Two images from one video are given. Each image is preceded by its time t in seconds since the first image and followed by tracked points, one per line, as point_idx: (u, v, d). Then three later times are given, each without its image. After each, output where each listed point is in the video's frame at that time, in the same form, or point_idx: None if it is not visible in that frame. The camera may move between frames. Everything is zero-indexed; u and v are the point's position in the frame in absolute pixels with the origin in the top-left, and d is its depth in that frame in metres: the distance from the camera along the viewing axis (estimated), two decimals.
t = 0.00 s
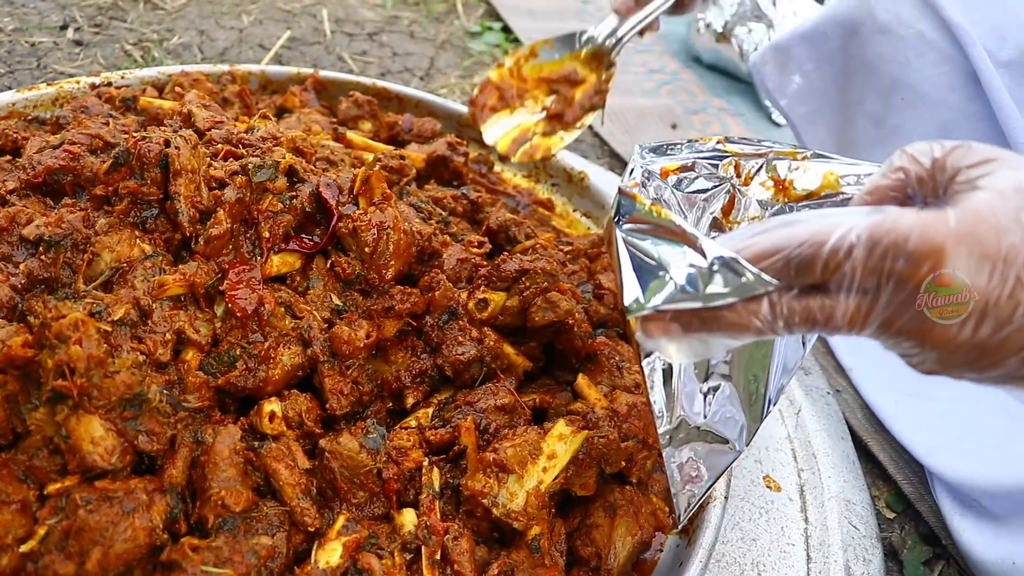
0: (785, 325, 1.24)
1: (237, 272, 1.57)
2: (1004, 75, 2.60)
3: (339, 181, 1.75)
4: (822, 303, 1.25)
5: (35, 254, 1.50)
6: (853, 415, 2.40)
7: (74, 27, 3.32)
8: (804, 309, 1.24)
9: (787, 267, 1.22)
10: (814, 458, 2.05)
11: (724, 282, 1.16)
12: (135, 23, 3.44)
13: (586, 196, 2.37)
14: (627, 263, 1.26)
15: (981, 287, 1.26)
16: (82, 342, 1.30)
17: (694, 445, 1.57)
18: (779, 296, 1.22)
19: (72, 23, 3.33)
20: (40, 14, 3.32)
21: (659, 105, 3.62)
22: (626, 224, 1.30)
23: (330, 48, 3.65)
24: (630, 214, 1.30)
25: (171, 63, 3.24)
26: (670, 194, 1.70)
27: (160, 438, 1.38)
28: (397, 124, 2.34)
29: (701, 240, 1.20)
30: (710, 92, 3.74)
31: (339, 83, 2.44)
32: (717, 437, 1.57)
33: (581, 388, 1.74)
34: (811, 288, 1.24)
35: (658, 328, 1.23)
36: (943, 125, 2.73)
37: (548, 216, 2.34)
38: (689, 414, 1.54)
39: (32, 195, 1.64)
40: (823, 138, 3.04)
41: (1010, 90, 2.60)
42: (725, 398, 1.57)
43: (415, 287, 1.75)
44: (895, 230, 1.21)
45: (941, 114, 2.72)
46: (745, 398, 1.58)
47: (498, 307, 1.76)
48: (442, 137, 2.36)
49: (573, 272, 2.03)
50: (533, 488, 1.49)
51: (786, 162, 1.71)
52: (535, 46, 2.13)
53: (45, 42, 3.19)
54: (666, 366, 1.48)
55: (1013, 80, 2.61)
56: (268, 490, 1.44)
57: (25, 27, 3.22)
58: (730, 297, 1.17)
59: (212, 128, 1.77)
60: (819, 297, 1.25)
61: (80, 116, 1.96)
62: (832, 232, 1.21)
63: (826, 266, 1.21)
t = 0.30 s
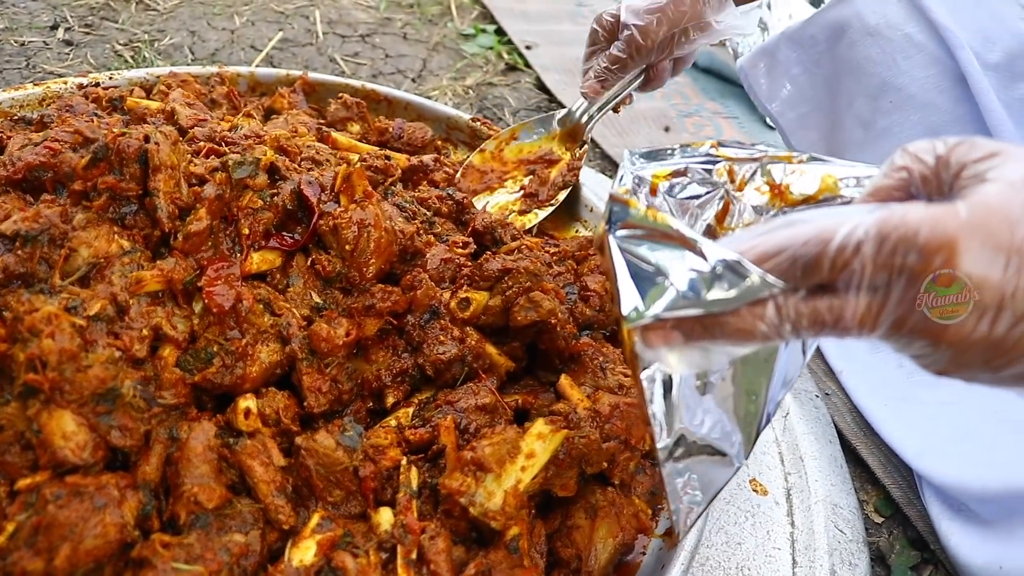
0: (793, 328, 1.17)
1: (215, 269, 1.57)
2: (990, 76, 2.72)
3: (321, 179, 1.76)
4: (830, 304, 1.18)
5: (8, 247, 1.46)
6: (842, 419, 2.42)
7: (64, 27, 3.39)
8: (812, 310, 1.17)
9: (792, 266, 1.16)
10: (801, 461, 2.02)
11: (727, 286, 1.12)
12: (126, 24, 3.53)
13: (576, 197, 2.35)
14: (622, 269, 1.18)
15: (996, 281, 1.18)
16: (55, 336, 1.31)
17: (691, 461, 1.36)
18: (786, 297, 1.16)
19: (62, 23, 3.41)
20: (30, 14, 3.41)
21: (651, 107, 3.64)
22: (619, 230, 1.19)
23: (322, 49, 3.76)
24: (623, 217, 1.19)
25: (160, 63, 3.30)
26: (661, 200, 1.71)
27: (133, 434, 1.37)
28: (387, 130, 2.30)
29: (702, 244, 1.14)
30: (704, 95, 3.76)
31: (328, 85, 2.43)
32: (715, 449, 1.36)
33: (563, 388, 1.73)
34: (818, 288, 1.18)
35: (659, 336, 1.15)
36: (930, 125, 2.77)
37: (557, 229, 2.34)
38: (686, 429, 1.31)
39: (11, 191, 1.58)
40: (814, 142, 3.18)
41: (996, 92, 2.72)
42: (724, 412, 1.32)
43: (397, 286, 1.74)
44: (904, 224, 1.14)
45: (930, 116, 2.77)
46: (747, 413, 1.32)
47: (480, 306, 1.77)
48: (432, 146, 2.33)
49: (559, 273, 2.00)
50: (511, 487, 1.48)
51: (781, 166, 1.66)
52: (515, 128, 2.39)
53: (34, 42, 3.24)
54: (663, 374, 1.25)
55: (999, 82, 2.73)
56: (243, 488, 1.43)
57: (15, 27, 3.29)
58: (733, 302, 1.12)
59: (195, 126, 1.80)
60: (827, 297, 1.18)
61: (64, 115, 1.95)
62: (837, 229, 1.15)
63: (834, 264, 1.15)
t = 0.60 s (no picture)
0: (767, 289, 1.19)
1: (198, 262, 1.56)
2: (977, 68, 2.71)
3: (306, 172, 1.77)
4: (804, 263, 1.18)
5: None
6: (835, 411, 2.49)
7: (55, 25, 3.49)
8: (784, 270, 1.17)
9: (761, 228, 1.16)
10: (792, 452, 2.03)
11: (701, 248, 1.12)
12: (116, 23, 3.64)
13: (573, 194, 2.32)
14: (598, 240, 1.21)
15: (972, 236, 1.13)
16: (33, 329, 1.30)
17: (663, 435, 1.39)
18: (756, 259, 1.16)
19: (53, 21, 3.52)
20: (21, 13, 3.51)
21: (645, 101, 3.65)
22: (593, 198, 1.22)
23: (314, 47, 3.82)
24: (597, 185, 1.22)
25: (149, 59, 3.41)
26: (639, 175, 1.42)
27: (114, 427, 1.35)
28: (378, 124, 2.27)
29: (674, 206, 1.15)
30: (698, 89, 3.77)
31: (317, 78, 2.43)
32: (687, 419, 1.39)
33: (551, 379, 1.70)
34: (791, 248, 1.18)
35: (635, 301, 1.20)
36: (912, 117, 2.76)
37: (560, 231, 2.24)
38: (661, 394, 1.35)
39: None
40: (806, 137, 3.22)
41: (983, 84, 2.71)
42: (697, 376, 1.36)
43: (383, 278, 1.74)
44: (872, 181, 1.12)
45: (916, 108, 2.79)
46: (721, 382, 1.37)
47: (467, 298, 1.75)
48: (423, 139, 2.33)
49: (548, 265, 1.97)
50: (496, 479, 1.47)
51: (755, 136, 1.52)
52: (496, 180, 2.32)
53: (24, 40, 3.33)
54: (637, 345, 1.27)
55: (986, 74, 2.73)
56: (226, 481, 1.41)
57: (6, 25, 3.38)
58: (708, 263, 1.13)
59: (180, 120, 1.82)
60: (799, 257, 1.18)
61: (49, 109, 1.94)
62: (807, 189, 1.15)
63: (805, 223, 1.15)
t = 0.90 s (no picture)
0: (775, 270, 1.20)
1: (190, 252, 1.57)
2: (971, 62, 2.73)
3: (298, 165, 1.78)
4: (812, 244, 1.19)
5: None
6: (828, 406, 2.55)
7: (52, 22, 3.55)
8: (793, 249, 1.19)
9: (767, 207, 1.17)
10: (785, 447, 2.02)
11: (707, 230, 1.16)
12: (114, 20, 3.69)
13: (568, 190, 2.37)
14: (604, 230, 1.26)
15: (983, 210, 1.13)
16: (25, 315, 1.29)
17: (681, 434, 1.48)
18: (764, 239, 1.18)
19: (50, 18, 3.57)
20: (18, 9, 3.57)
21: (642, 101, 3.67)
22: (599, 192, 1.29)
23: (310, 44, 3.87)
24: (603, 178, 1.29)
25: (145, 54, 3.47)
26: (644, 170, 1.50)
27: (104, 415, 1.35)
28: (372, 119, 2.27)
29: (679, 189, 1.18)
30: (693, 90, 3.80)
31: (313, 75, 2.44)
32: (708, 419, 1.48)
33: (543, 372, 1.71)
34: (800, 227, 1.19)
35: (643, 286, 1.22)
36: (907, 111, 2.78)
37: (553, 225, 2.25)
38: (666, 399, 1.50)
39: None
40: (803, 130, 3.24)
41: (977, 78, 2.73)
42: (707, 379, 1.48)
43: (376, 271, 1.75)
44: (881, 156, 1.12)
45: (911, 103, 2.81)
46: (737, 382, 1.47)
47: (458, 290, 1.76)
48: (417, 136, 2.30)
49: (541, 260, 1.97)
50: (486, 469, 1.48)
51: (758, 133, 1.53)
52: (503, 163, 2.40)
53: (22, 36, 3.38)
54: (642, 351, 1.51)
55: (981, 68, 2.75)
56: (216, 470, 1.41)
57: (4, 21, 3.44)
58: (714, 246, 1.16)
59: (174, 112, 1.84)
60: (807, 237, 1.19)
61: (44, 102, 1.95)
62: (814, 167, 1.15)
63: (813, 201, 1.16)
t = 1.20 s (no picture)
0: (754, 276, 1.18)
1: (188, 249, 1.57)
2: (969, 64, 2.76)
3: (297, 164, 1.80)
4: (790, 249, 1.17)
5: None
6: (824, 407, 2.57)
7: (52, 24, 3.57)
8: (771, 256, 1.17)
9: (744, 213, 1.18)
10: (780, 447, 2.04)
11: (688, 236, 1.16)
12: (113, 23, 3.71)
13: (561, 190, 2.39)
14: (586, 238, 1.27)
15: (955, 215, 1.14)
16: (24, 309, 1.30)
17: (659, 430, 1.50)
18: (743, 244, 1.17)
19: (50, 20, 3.60)
20: (18, 11, 3.60)
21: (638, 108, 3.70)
22: (580, 197, 1.27)
23: (309, 46, 3.90)
24: (583, 183, 1.25)
25: (145, 57, 3.49)
26: (625, 174, 1.53)
27: (103, 409, 1.35)
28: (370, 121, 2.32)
29: (659, 197, 1.19)
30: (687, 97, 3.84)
31: (311, 77, 2.46)
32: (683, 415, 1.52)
33: (539, 370, 1.71)
34: (777, 233, 1.18)
35: (623, 294, 1.20)
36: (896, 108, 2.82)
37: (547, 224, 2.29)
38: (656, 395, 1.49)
39: None
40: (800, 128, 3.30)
41: (975, 79, 2.76)
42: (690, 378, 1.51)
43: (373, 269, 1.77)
44: (856, 162, 1.13)
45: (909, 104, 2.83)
46: (712, 380, 1.51)
47: (455, 289, 1.78)
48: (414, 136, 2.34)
49: (537, 260, 2.00)
50: (482, 464, 1.48)
51: (738, 135, 1.54)
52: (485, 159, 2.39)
53: (22, 37, 3.41)
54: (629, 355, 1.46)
55: (978, 69, 2.77)
56: (213, 464, 1.42)
57: (4, 23, 3.46)
58: (695, 252, 1.16)
59: (173, 112, 1.86)
60: (785, 243, 1.17)
61: (44, 102, 1.97)
62: (791, 174, 1.16)
63: (789, 207, 1.15)
